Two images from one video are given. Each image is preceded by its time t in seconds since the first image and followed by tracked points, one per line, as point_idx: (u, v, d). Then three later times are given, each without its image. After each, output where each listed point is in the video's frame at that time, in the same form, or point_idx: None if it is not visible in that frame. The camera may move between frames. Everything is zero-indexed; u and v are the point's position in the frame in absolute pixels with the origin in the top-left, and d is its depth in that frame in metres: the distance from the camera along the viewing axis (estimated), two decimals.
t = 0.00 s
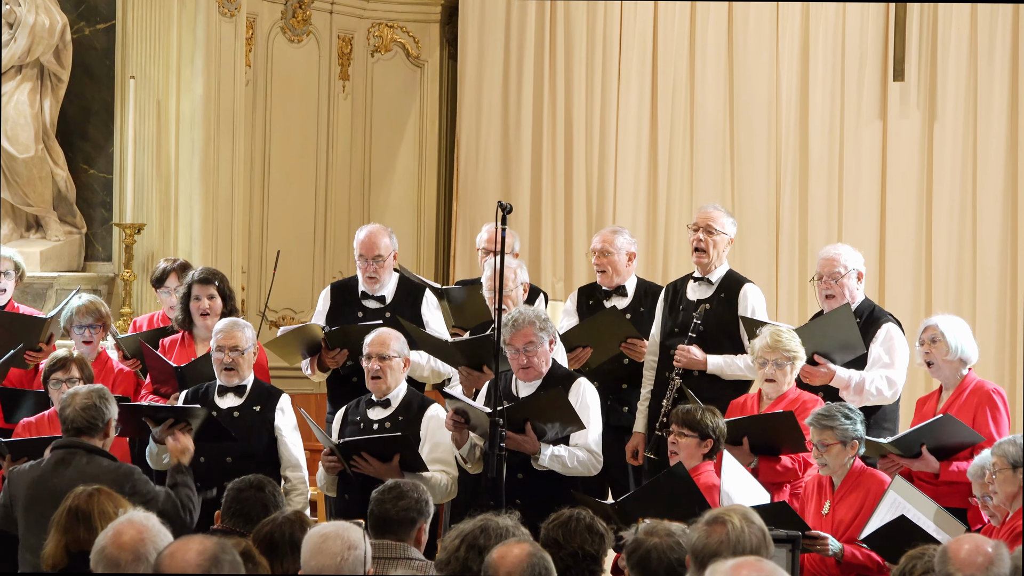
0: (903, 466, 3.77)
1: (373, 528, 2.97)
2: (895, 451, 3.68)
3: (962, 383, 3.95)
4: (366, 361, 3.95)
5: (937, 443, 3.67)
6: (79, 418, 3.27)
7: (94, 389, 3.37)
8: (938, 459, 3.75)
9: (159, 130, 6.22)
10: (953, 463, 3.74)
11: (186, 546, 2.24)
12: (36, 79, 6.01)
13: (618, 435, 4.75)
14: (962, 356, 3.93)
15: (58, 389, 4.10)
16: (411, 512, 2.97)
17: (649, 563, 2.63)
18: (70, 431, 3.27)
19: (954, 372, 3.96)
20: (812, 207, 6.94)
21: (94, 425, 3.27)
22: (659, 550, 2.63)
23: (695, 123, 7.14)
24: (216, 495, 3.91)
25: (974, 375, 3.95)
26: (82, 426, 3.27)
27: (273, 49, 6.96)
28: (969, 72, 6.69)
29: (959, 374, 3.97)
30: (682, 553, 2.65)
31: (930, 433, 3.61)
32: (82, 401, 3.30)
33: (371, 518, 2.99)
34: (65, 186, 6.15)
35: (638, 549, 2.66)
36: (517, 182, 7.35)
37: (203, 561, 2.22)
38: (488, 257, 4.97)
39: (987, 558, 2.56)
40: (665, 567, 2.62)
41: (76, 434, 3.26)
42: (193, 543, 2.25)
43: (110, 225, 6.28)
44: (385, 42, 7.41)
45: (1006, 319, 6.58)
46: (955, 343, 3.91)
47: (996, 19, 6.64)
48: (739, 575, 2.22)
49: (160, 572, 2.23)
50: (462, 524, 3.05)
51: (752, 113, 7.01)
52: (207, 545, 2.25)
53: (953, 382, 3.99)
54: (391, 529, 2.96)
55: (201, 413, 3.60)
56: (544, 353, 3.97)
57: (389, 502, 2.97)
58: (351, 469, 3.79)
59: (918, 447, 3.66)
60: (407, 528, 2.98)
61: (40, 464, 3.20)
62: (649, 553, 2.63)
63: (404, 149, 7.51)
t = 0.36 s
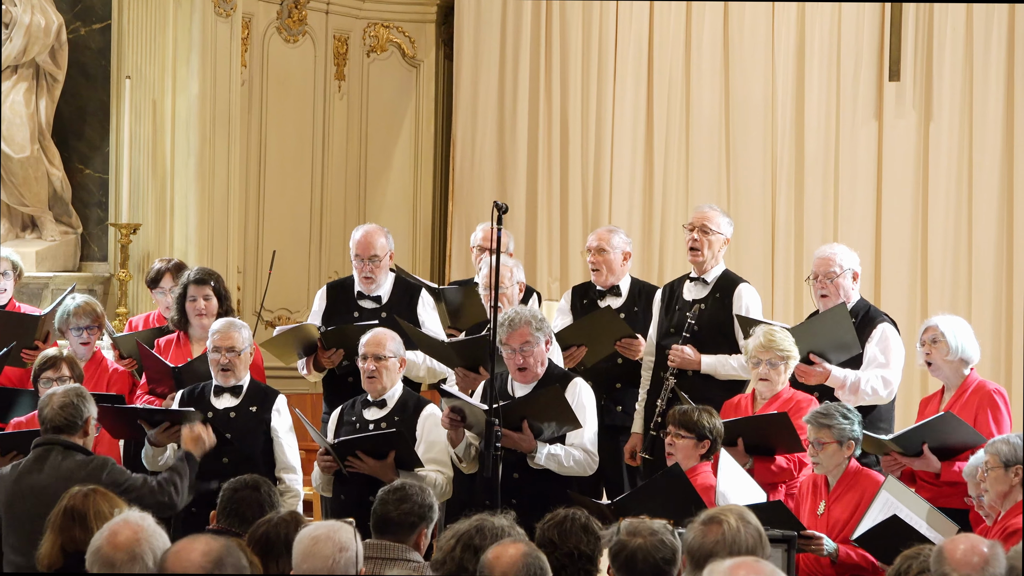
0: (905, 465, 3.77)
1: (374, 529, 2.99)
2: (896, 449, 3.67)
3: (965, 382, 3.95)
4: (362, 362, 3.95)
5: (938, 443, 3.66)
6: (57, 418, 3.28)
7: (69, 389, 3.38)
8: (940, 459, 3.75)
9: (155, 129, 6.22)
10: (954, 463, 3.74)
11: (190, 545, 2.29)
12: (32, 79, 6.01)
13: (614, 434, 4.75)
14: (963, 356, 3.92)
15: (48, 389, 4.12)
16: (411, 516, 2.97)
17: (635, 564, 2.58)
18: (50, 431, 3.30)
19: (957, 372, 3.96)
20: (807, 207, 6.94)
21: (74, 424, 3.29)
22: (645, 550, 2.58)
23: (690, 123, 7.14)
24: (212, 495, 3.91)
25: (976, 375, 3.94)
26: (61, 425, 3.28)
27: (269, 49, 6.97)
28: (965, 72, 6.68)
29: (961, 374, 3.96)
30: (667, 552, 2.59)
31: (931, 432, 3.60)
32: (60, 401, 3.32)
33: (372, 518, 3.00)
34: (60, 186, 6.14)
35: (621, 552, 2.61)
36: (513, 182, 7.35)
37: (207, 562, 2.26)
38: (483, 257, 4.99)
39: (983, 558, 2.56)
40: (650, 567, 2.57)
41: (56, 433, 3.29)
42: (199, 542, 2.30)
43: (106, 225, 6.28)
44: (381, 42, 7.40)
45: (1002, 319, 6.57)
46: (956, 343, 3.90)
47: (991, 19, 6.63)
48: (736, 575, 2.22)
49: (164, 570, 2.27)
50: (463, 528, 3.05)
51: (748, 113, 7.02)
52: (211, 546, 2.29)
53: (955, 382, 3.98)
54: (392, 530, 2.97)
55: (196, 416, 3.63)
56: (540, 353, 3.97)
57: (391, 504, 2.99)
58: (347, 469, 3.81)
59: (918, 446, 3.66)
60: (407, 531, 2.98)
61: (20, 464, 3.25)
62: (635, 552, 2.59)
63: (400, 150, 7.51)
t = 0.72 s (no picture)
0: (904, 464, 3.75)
1: (369, 529, 2.99)
2: (894, 447, 3.66)
3: (965, 383, 3.93)
4: (359, 362, 3.94)
5: (937, 442, 3.64)
6: (49, 422, 3.33)
7: (60, 393, 3.43)
8: (937, 458, 3.71)
9: (150, 129, 6.22)
10: (953, 463, 3.71)
11: (212, 549, 2.22)
12: (27, 79, 6.00)
13: (609, 434, 4.76)
14: (962, 357, 3.90)
15: (44, 389, 4.13)
16: (406, 516, 2.97)
17: (621, 562, 2.58)
18: (42, 436, 3.33)
19: (956, 373, 3.94)
20: (803, 206, 6.94)
21: (65, 427, 3.33)
22: (630, 548, 2.58)
23: (685, 122, 7.14)
24: (208, 495, 3.91)
25: (977, 375, 3.92)
26: (52, 429, 3.32)
27: (265, 49, 6.96)
28: (960, 72, 6.70)
29: (961, 375, 3.94)
30: (654, 549, 2.59)
31: (928, 429, 3.58)
32: (51, 405, 3.36)
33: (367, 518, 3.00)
34: (56, 186, 6.14)
35: (606, 550, 2.61)
36: (508, 182, 7.35)
37: (229, 568, 2.19)
38: (477, 258, 5.00)
39: (978, 558, 2.56)
40: (637, 565, 2.57)
41: (49, 437, 3.33)
42: (224, 546, 2.24)
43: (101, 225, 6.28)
44: (376, 42, 7.41)
45: (998, 319, 6.58)
46: (955, 343, 3.88)
47: (986, 19, 6.64)
48: (728, 575, 2.21)
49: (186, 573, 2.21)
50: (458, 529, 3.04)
51: (742, 113, 7.02)
52: (234, 553, 2.21)
53: (955, 382, 3.97)
54: (386, 530, 2.97)
55: (194, 416, 3.65)
56: (539, 353, 3.97)
57: (386, 504, 2.99)
58: (346, 468, 3.80)
59: (917, 444, 3.64)
60: (402, 531, 2.98)
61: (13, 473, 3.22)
62: (620, 551, 2.59)
63: (396, 149, 7.51)
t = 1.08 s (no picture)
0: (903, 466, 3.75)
1: (365, 528, 2.98)
2: (892, 447, 3.66)
3: (964, 383, 3.93)
4: (353, 363, 3.94)
5: (936, 443, 3.63)
6: (42, 423, 3.32)
7: (53, 389, 3.40)
8: (937, 459, 3.69)
9: (146, 129, 6.22)
10: (953, 464, 3.67)
11: (222, 554, 2.17)
12: (22, 79, 6.00)
13: (605, 435, 4.75)
14: (960, 357, 3.90)
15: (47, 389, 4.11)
16: (402, 515, 2.98)
17: (610, 562, 2.58)
18: (38, 436, 3.33)
19: (955, 373, 3.93)
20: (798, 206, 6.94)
21: (59, 427, 3.31)
22: (621, 548, 2.58)
23: (681, 121, 7.14)
24: (205, 495, 3.91)
25: (975, 375, 3.92)
26: (46, 429, 3.31)
27: (260, 49, 6.97)
28: (955, 72, 6.70)
29: (960, 375, 3.94)
30: (643, 548, 2.60)
31: (926, 430, 3.58)
32: (42, 405, 3.34)
33: (363, 517, 3.00)
34: (51, 186, 6.14)
35: (596, 550, 2.60)
36: (504, 182, 7.34)
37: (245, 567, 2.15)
38: (472, 258, 5.00)
39: (973, 558, 2.56)
40: (626, 565, 2.57)
41: (45, 437, 3.33)
42: (236, 552, 2.18)
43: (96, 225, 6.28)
44: (372, 42, 7.39)
45: (993, 319, 6.59)
46: (952, 344, 3.88)
47: (982, 20, 6.64)
48: (716, 574, 2.21)
49: None
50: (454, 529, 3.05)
51: (738, 113, 7.02)
52: (247, 562, 2.15)
53: (954, 382, 3.96)
54: (382, 529, 2.96)
55: (191, 415, 3.64)
56: (538, 354, 3.97)
57: (382, 504, 2.99)
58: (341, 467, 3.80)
59: (915, 444, 3.64)
60: (398, 531, 2.98)
61: (11, 471, 3.26)
62: (610, 551, 2.58)
63: (391, 150, 7.50)
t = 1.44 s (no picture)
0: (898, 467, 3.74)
1: (361, 527, 2.98)
2: (886, 449, 3.64)
3: (960, 383, 3.93)
4: (347, 365, 3.94)
5: (928, 443, 3.63)
6: (33, 431, 3.36)
7: (47, 397, 3.44)
8: (930, 459, 3.70)
9: (142, 129, 6.21)
10: (946, 464, 3.68)
11: (225, 557, 2.17)
12: (18, 79, 5.99)
13: (601, 435, 4.76)
14: (957, 358, 3.90)
15: (46, 390, 4.11)
16: (398, 515, 2.98)
17: (606, 561, 2.58)
18: (33, 444, 3.38)
19: (951, 373, 3.93)
20: (794, 207, 6.95)
21: (49, 433, 3.35)
22: (616, 547, 2.58)
23: (677, 121, 7.15)
24: (200, 496, 3.91)
25: (972, 375, 3.92)
26: (39, 437, 3.35)
27: (256, 49, 6.96)
28: (951, 72, 6.71)
29: (956, 375, 3.94)
30: (639, 547, 2.60)
31: (921, 430, 3.58)
32: (35, 413, 3.38)
33: (359, 517, 3.00)
34: (47, 186, 6.13)
35: (591, 549, 2.61)
36: (500, 182, 7.33)
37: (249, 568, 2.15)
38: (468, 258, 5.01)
39: (969, 558, 2.56)
40: (622, 564, 2.57)
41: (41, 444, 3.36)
42: (239, 555, 2.18)
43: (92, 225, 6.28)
44: (368, 42, 7.39)
45: (989, 318, 6.60)
46: (949, 344, 3.89)
47: (978, 20, 6.65)
48: (711, 574, 2.21)
49: None
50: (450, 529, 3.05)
51: (734, 113, 7.02)
52: (249, 564, 2.15)
53: (950, 382, 3.96)
54: (378, 529, 2.96)
55: (186, 414, 3.64)
56: (535, 354, 3.98)
57: (378, 503, 2.99)
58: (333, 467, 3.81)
59: (907, 445, 3.64)
60: (393, 531, 2.98)
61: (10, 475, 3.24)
62: (606, 550, 2.59)
63: (387, 149, 7.50)
